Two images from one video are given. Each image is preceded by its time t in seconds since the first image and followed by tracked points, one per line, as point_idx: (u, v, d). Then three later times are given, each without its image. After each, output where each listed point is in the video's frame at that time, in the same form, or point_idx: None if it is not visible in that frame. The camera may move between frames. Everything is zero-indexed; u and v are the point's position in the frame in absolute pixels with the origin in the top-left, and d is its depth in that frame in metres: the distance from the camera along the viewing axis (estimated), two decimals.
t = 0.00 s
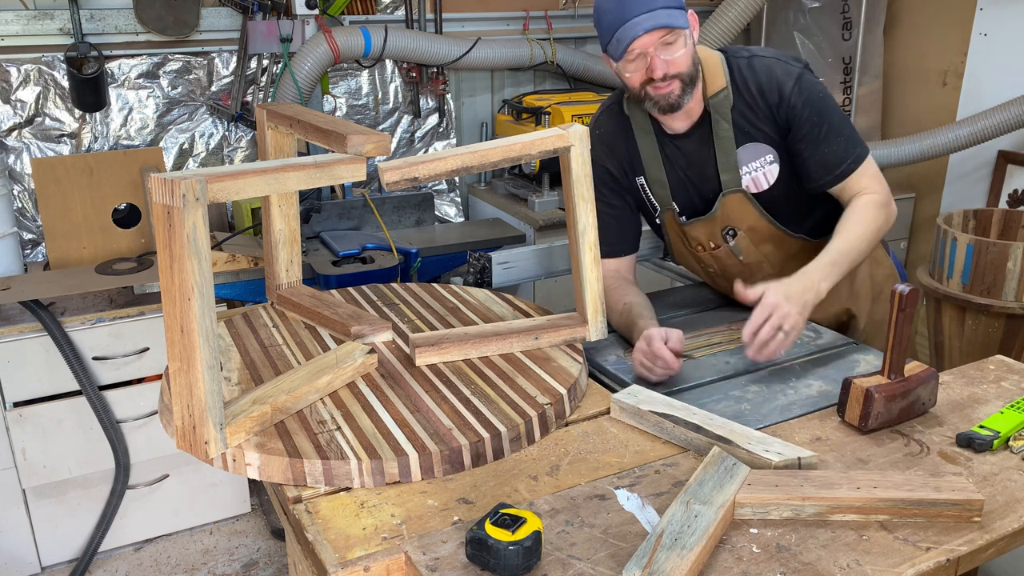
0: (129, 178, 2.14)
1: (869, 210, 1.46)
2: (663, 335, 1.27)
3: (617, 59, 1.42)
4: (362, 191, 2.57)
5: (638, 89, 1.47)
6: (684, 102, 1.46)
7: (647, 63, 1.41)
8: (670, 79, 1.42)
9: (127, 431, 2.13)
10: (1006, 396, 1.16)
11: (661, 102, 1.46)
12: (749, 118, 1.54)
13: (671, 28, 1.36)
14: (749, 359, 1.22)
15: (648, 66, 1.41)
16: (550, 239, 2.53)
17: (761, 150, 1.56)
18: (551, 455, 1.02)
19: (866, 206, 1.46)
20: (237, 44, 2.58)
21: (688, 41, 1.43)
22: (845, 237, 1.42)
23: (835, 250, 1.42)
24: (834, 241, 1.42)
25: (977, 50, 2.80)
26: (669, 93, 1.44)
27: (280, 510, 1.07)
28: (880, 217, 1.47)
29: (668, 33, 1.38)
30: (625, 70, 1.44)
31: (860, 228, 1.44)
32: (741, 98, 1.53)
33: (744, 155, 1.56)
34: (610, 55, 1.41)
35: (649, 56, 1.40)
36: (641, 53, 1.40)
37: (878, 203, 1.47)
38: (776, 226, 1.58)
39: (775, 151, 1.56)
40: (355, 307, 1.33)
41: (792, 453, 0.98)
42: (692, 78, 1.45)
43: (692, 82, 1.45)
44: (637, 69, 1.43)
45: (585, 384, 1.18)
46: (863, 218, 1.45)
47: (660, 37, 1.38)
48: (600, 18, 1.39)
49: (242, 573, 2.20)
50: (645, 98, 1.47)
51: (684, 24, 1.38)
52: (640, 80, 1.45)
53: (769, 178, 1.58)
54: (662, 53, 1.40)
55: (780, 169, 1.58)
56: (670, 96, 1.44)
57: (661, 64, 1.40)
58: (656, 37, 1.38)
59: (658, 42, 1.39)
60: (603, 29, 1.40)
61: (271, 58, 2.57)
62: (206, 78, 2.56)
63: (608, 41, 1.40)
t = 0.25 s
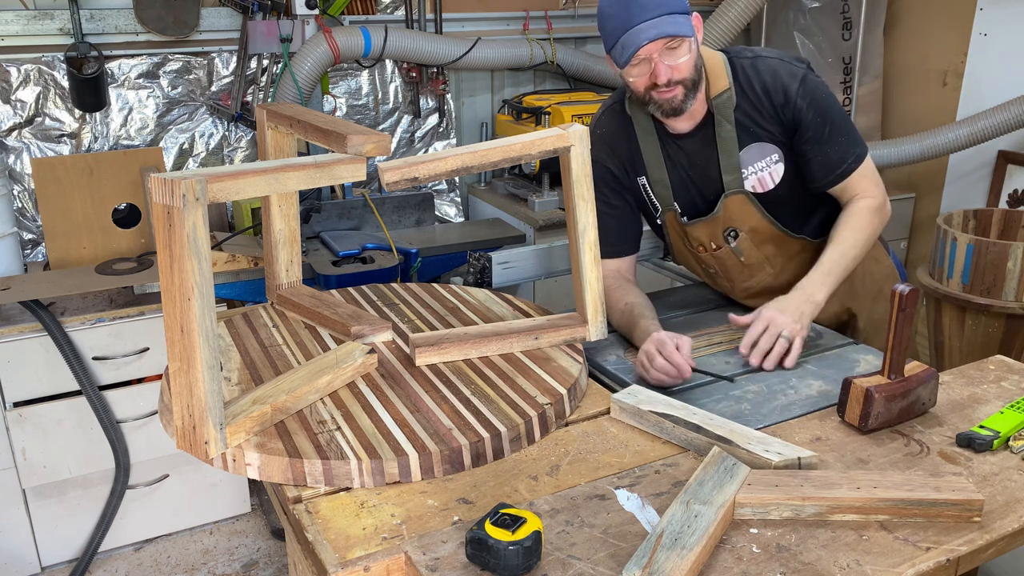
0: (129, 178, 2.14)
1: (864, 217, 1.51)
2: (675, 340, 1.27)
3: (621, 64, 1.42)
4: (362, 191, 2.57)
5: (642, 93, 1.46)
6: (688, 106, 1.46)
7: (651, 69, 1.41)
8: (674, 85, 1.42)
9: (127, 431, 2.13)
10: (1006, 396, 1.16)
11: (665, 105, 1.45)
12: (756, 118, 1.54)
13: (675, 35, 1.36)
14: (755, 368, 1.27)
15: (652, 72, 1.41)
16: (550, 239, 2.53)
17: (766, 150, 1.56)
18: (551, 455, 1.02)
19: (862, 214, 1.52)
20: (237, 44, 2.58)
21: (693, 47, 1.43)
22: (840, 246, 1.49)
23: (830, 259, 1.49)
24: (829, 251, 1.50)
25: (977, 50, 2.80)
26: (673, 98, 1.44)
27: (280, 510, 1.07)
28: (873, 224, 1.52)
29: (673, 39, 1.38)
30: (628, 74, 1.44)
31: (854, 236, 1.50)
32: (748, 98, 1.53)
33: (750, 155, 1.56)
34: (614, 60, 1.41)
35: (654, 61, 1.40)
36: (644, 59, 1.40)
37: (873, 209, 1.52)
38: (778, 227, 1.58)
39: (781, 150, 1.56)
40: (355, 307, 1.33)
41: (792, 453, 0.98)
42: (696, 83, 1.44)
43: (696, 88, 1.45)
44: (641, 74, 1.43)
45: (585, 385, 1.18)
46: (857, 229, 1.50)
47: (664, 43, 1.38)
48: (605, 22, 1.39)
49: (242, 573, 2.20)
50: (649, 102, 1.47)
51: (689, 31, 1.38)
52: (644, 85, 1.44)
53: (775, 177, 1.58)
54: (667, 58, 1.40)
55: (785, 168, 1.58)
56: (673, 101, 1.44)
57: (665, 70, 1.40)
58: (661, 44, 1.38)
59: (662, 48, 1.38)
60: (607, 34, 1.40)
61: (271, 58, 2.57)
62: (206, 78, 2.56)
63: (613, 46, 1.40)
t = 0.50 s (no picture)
0: (129, 178, 2.14)
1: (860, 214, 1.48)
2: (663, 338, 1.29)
3: (621, 47, 1.43)
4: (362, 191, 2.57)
5: (641, 81, 1.47)
6: (687, 95, 1.46)
7: (650, 52, 1.42)
8: (673, 70, 1.42)
9: (127, 431, 2.13)
10: (1006, 396, 1.16)
11: (664, 93, 1.45)
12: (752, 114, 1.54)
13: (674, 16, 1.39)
14: (754, 369, 1.27)
15: (651, 55, 1.42)
16: (550, 239, 2.53)
17: (764, 146, 1.56)
18: (551, 455, 1.02)
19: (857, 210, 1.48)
20: (237, 44, 2.58)
21: (692, 34, 1.45)
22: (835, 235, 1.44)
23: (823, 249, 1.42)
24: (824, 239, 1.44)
25: (977, 50, 2.80)
26: (672, 84, 1.44)
27: (280, 510, 1.07)
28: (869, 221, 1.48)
29: (672, 21, 1.40)
30: (628, 61, 1.45)
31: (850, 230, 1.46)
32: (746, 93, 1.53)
33: (747, 151, 1.55)
34: (613, 44, 1.43)
35: (653, 44, 1.41)
36: (645, 42, 1.42)
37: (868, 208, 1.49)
38: (779, 222, 1.58)
39: (778, 147, 1.56)
40: (355, 307, 1.33)
41: (792, 453, 0.98)
42: (695, 71, 1.45)
43: (696, 76, 1.45)
44: (640, 60, 1.44)
45: (585, 385, 1.18)
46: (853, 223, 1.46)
47: (663, 25, 1.40)
48: (605, 8, 1.41)
49: (242, 573, 2.20)
50: (648, 91, 1.47)
51: (688, 14, 1.41)
52: (643, 72, 1.45)
53: (773, 174, 1.57)
54: (666, 42, 1.42)
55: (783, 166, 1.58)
56: (672, 88, 1.44)
57: (664, 53, 1.41)
58: (660, 25, 1.40)
59: (661, 30, 1.40)
60: (606, 19, 1.42)
61: (271, 58, 2.57)
62: (206, 78, 2.56)
63: (612, 30, 1.42)
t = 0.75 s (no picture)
0: (128, 178, 2.14)
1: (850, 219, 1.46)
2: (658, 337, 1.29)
3: (620, 39, 1.44)
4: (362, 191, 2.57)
5: (640, 76, 1.47)
6: (685, 90, 1.46)
7: (649, 45, 1.43)
8: (672, 63, 1.43)
9: (127, 431, 2.13)
10: (1006, 396, 1.16)
11: (663, 88, 1.45)
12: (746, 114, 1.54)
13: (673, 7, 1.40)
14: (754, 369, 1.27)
15: (650, 47, 1.43)
16: (550, 239, 2.53)
17: (760, 147, 1.55)
18: (551, 455, 1.02)
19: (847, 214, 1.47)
20: (237, 44, 2.58)
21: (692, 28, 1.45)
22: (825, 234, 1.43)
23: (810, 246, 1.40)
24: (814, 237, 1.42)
25: (977, 50, 2.80)
26: (671, 78, 1.44)
27: (280, 510, 1.07)
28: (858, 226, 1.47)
29: (671, 13, 1.41)
30: (627, 53, 1.46)
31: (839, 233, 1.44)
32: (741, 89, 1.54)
33: (744, 150, 1.55)
34: (612, 36, 1.44)
35: (652, 36, 1.42)
36: (643, 35, 1.43)
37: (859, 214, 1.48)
38: (777, 221, 1.57)
39: (773, 148, 1.56)
40: (355, 307, 1.33)
41: (792, 453, 0.98)
42: (694, 65, 1.45)
43: (695, 71, 1.46)
44: (639, 53, 1.45)
45: (585, 384, 1.18)
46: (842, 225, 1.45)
47: (662, 17, 1.41)
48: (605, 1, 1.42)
49: (242, 572, 2.20)
50: (647, 85, 1.47)
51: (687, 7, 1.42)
52: (642, 65, 1.45)
53: (767, 174, 1.57)
54: (665, 35, 1.42)
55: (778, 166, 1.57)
56: (671, 82, 1.44)
57: (663, 45, 1.42)
58: (659, 17, 1.41)
59: (660, 23, 1.41)
60: (605, 12, 1.43)
61: (271, 58, 2.57)
62: (206, 78, 2.56)
63: (611, 22, 1.43)
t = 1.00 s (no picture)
0: (128, 178, 2.14)
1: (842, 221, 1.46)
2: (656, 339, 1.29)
3: (617, 43, 1.43)
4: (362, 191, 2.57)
5: (637, 78, 1.47)
6: (683, 93, 1.46)
7: (647, 49, 1.43)
8: (670, 66, 1.43)
9: (127, 431, 2.13)
10: (1006, 396, 1.16)
11: (660, 91, 1.46)
12: (744, 113, 1.53)
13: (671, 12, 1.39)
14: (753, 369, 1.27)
15: (648, 51, 1.43)
16: (550, 239, 2.53)
17: (758, 147, 1.55)
18: (551, 455, 1.02)
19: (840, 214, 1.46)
20: (237, 44, 2.58)
21: (689, 30, 1.45)
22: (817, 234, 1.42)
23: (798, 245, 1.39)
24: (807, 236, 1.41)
25: (977, 50, 2.80)
26: (668, 82, 1.44)
27: (280, 510, 1.07)
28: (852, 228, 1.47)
29: (668, 17, 1.41)
30: (624, 56, 1.45)
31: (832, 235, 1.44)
32: (740, 89, 1.53)
33: (742, 150, 1.54)
34: (609, 40, 1.43)
35: (650, 40, 1.42)
36: (641, 39, 1.42)
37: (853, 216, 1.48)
38: (776, 222, 1.57)
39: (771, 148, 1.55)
40: (354, 307, 1.33)
41: (792, 453, 0.98)
42: (691, 67, 1.45)
43: (693, 73, 1.46)
44: (636, 56, 1.45)
45: (585, 384, 1.18)
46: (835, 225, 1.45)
47: (659, 21, 1.41)
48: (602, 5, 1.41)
49: (242, 573, 2.20)
50: (644, 87, 1.48)
51: (684, 9, 1.41)
52: (640, 68, 1.45)
53: (765, 174, 1.56)
54: (662, 38, 1.42)
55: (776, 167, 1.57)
56: (669, 85, 1.44)
57: (660, 49, 1.42)
58: (656, 21, 1.40)
59: (658, 27, 1.41)
60: (603, 15, 1.42)
61: (271, 58, 2.57)
62: (206, 78, 2.56)
63: (609, 25, 1.42)
